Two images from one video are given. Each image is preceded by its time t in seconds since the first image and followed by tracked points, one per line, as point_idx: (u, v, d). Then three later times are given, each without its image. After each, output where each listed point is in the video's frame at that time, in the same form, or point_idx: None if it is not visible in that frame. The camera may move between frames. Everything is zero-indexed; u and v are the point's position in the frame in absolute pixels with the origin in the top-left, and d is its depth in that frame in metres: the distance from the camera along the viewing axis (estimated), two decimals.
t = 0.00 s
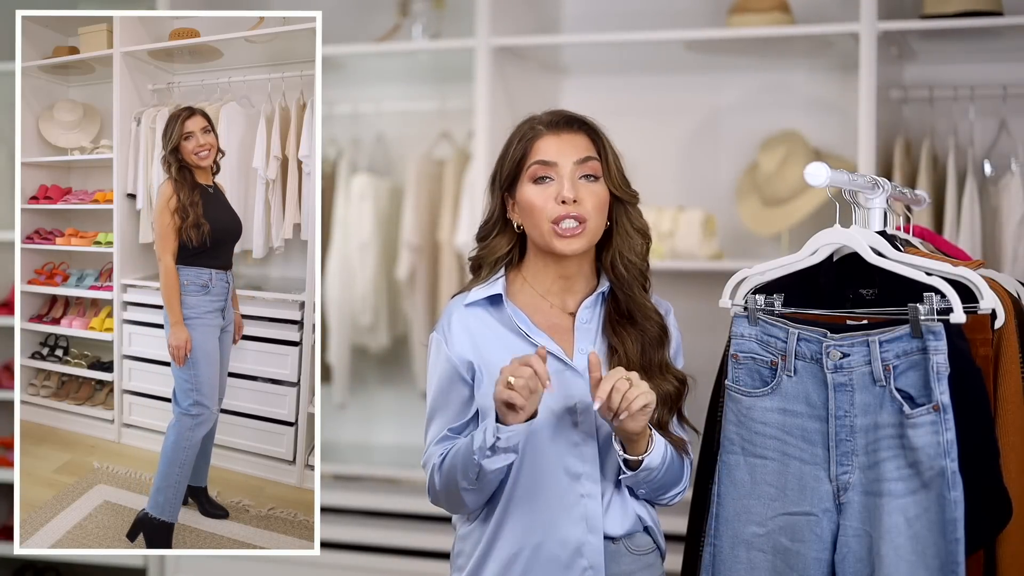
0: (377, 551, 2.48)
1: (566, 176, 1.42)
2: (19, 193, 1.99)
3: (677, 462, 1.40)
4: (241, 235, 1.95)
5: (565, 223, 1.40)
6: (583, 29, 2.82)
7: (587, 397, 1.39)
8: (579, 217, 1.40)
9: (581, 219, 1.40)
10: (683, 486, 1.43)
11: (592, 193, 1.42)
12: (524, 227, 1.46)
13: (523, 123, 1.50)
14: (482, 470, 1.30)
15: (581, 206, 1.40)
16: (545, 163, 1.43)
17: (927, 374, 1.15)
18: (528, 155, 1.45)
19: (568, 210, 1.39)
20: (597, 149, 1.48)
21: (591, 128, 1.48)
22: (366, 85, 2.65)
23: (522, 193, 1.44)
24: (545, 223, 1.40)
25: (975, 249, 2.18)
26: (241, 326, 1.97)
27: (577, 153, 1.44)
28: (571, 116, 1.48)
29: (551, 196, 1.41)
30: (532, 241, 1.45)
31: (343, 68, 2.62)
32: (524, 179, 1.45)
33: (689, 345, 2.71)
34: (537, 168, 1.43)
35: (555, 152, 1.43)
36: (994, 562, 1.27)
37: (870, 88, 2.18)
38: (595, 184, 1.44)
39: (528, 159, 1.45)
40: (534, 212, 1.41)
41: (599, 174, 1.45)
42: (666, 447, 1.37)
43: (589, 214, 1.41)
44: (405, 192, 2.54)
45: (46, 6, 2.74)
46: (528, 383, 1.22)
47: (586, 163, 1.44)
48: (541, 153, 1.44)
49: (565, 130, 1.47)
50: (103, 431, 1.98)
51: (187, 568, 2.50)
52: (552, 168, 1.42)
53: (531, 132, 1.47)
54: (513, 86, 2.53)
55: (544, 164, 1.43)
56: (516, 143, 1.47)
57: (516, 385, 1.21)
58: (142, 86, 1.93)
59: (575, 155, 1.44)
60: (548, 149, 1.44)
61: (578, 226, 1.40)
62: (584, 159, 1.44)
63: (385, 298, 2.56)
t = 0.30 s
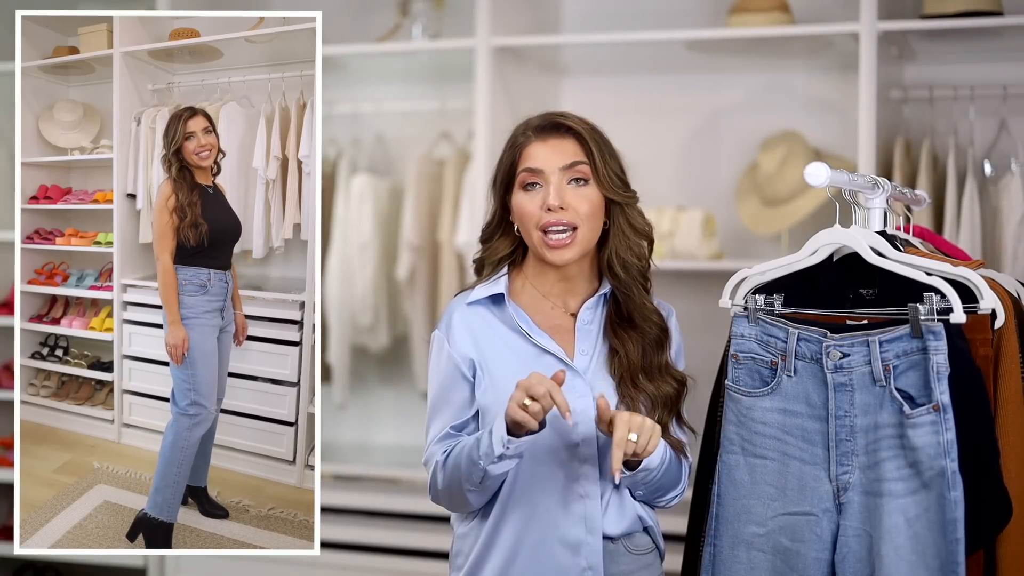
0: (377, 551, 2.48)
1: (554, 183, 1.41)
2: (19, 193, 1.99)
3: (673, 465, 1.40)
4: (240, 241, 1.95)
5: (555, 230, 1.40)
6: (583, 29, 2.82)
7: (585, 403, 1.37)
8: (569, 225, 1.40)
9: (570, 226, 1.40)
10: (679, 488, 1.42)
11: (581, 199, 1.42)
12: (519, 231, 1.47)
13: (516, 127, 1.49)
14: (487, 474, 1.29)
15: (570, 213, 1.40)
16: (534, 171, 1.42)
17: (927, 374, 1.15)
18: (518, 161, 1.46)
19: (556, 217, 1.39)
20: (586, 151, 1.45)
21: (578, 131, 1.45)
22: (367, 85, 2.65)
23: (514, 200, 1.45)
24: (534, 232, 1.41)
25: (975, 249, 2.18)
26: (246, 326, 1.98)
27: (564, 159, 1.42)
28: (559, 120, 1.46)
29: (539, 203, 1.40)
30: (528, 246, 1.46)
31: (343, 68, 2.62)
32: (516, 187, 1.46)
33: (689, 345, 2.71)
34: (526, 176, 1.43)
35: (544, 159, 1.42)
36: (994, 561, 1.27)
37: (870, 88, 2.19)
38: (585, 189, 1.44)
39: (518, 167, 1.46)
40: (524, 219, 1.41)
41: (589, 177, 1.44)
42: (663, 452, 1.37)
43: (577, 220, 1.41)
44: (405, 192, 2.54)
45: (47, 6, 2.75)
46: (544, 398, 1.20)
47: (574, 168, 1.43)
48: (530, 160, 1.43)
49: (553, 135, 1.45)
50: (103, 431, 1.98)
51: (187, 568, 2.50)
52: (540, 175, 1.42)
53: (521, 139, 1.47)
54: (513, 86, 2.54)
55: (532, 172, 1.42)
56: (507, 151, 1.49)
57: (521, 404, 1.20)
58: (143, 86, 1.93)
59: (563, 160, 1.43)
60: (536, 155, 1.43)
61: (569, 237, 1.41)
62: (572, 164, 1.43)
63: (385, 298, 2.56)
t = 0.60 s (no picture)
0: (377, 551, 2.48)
1: (548, 183, 1.41)
2: (19, 193, 2.00)
3: (672, 464, 1.40)
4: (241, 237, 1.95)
5: (548, 229, 1.40)
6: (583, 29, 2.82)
7: (584, 403, 1.38)
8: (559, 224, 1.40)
9: (563, 225, 1.40)
10: (678, 488, 1.43)
11: (576, 200, 1.42)
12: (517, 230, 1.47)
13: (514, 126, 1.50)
14: (487, 470, 1.29)
15: (563, 213, 1.40)
16: (528, 170, 1.43)
17: (927, 374, 1.15)
18: (515, 161, 1.47)
19: (550, 218, 1.39)
20: (581, 151, 1.45)
21: (572, 131, 1.45)
22: (367, 85, 2.65)
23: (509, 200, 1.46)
24: (528, 230, 1.41)
25: (975, 249, 2.18)
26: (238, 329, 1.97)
27: (558, 159, 1.43)
28: (555, 119, 1.47)
29: (533, 203, 1.40)
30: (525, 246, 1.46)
31: (343, 68, 2.62)
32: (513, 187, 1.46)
33: (689, 344, 2.71)
34: (521, 176, 1.43)
35: (538, 159, 1.43)
36: (994, 562, 1.27)
37: (871, 88, 2.19)
38: (581, 189, 1.43)
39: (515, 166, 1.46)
40: (518, 220, 1.42)
41: (584, 177, 1.44)
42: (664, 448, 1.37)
43: (572, 221, 1.40)
44: (405, 192, 2.54)
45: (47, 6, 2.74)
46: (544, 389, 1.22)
47: (568, 169, 1.43)
48: (525, 159, 1.44)
49: (549, 135, 1.46)
50: (103, 431, 1.98)
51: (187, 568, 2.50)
52: (534, 175, 1.42)
53: (518, 139, 1.47)
54: (513, 86, 2.53)
55: (527, 172, 1.43)
56: (505, 151, 1.50)
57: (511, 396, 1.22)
58: (142, 86, 1.93)
59: (557, 160, 1.43)
60: (532, 155, 1.43)
61: (560, 233, 1.40)
62: (566, 164, 1.43)
63: (385, 299, 2.56)
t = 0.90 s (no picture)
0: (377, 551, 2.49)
1: (565, 186, 1.41)
2: (19, 193, 2.00)
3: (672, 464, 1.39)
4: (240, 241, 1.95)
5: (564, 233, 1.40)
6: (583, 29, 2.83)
7: (584, 404, 1.38)
8: (577, 230, 1.40)
9: (580, 229, 1.40)
10: (676, 488, 1.43)
11: (591, 203, 1.42)
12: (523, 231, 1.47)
13: (521, 124, 1.49)
14: (490, 481, 1.29)
15: (581, 217, 1.40)
16: (543, 171, 1.42)
17: (927, 374, 1.15)
18: (526, 162, 1.44)
19: (568, 222, 1.39)
20: (598, 155, 1.46)
21: (589, 133, 1.45)
22: (366, 85, 2.65)
23: (519, 201, 1.45)
24: (544, 234, 1.41)
25: (975, 249, 2.18)
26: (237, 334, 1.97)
27: (575, 161, 1.42)
28: (571, 121, 1.46)
29: (550, 205, 1.40)
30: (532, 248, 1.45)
31: (343, 68, 2.63)
32: (522, 187, 1.45)
33: (688, 344, 2.71)
34: (536, 177, 1.42)
35: (553, 160, 1.42)
36: (994, 561, 1.27)
37: (870, 89, 2.19)
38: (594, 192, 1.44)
39: (526, 167, 1.45)
40: (532, 221, 1.41)
41: (599, 181, 1.45)
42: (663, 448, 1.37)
43: (587, 224, 1.40)
44: (405, 192, 2.54)
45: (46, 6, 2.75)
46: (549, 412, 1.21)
47: (585, 171, 1.43)
48: (539, 160, 1.43)
49: (564, 137, 1.45)
50: (103, 431, 1.98)
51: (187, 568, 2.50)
52: (550, 176, 1.42)
53: (529, 139, 1.45)
54: (513, 86, 2.54)
55: (543, 173, 1.42)
56: (515, 150, 1.46)
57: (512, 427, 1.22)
58: (143, 86, 1.93)
59: (573, 163, 1.42)
60: (547, 156, 1.43)
61: (576, 239, 1.41)
62: (583, 167, 1.43)
63: (385, 298, 2.56)
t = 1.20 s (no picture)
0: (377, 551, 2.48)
1: (567, 181, 1.41)
2: (19, 193, 2.00)
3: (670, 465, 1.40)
4: (238, 243, 1.96)
5: (565, 228, 1.40)
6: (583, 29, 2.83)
7: (584, 404, 1.38)
8: (579, 224, 1.40)
9: (581, 225, 1.40)
10: (676, 487, 1.43)
11: (593, 199, 1.42)
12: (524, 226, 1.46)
13: (526, 122, 1.50)
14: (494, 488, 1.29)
15: (582, 211, 1.40)
16: (546, 166, 1.42)
17: (927, 374, 1.15)
18: (529, 158, 1.45)
19: (568, 216, 1.39)
20: (601, 153, 1.46)
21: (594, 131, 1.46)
22: (367, 85, 2.65)
23: (522, 194, 1.45)
24: (544, 229, 1.40)
25: (975, 249, 2.18)
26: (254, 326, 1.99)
27: (578, 158, 1.43)
28: (576, 118, 1.47)
29: (551, 200, 1.40)
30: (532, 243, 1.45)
31: (343, 68, 2.63)
32: (524, 182, 1.45)
33: (688, 344, 2.71)
34: (538, 171, 1.43)
35: (557, 155, 1.43)
36: (993, 561, 1.27)
37: (871, 88, 2.19)
38: (597, 189, 1.44)
39: (529, 163, 1.45)
40: (534, 215, 1.41)
41: (602, 178, 1.45)
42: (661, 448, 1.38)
43: (588, 220, 1.40)
44: (405, 192, 2.54)
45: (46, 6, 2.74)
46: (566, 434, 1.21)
47: (588, 168, 1.43)
48: (542, 155, 1.43)
49: (568, 133, 1.45)
50: (103, 431, 1.98)
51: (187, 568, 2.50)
52: (553, 171, 1.42)
53: (534, 135, 1.46)
54: (513, 86, 2.53)
55: (546, 167, 1.42)
56: (518, 145, 1.47)
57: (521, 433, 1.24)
58: (143, 86, 1.94)
59: (577, 160, 1.43)
60: (549, 152, 1.43)
61: (578, 234, 1.40)
62: (586, 163, 1.43)
63: (385, 299, 2.56)
